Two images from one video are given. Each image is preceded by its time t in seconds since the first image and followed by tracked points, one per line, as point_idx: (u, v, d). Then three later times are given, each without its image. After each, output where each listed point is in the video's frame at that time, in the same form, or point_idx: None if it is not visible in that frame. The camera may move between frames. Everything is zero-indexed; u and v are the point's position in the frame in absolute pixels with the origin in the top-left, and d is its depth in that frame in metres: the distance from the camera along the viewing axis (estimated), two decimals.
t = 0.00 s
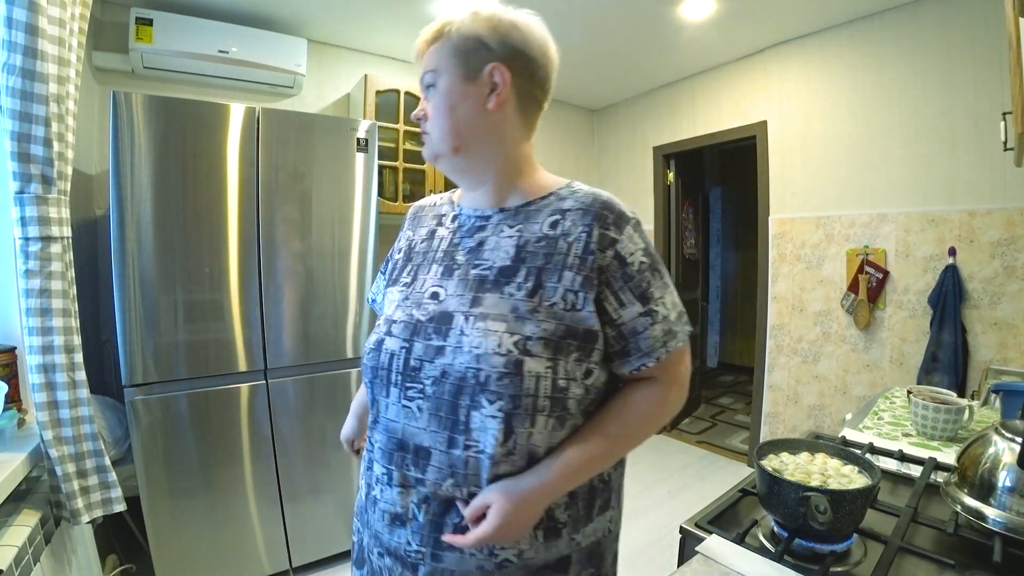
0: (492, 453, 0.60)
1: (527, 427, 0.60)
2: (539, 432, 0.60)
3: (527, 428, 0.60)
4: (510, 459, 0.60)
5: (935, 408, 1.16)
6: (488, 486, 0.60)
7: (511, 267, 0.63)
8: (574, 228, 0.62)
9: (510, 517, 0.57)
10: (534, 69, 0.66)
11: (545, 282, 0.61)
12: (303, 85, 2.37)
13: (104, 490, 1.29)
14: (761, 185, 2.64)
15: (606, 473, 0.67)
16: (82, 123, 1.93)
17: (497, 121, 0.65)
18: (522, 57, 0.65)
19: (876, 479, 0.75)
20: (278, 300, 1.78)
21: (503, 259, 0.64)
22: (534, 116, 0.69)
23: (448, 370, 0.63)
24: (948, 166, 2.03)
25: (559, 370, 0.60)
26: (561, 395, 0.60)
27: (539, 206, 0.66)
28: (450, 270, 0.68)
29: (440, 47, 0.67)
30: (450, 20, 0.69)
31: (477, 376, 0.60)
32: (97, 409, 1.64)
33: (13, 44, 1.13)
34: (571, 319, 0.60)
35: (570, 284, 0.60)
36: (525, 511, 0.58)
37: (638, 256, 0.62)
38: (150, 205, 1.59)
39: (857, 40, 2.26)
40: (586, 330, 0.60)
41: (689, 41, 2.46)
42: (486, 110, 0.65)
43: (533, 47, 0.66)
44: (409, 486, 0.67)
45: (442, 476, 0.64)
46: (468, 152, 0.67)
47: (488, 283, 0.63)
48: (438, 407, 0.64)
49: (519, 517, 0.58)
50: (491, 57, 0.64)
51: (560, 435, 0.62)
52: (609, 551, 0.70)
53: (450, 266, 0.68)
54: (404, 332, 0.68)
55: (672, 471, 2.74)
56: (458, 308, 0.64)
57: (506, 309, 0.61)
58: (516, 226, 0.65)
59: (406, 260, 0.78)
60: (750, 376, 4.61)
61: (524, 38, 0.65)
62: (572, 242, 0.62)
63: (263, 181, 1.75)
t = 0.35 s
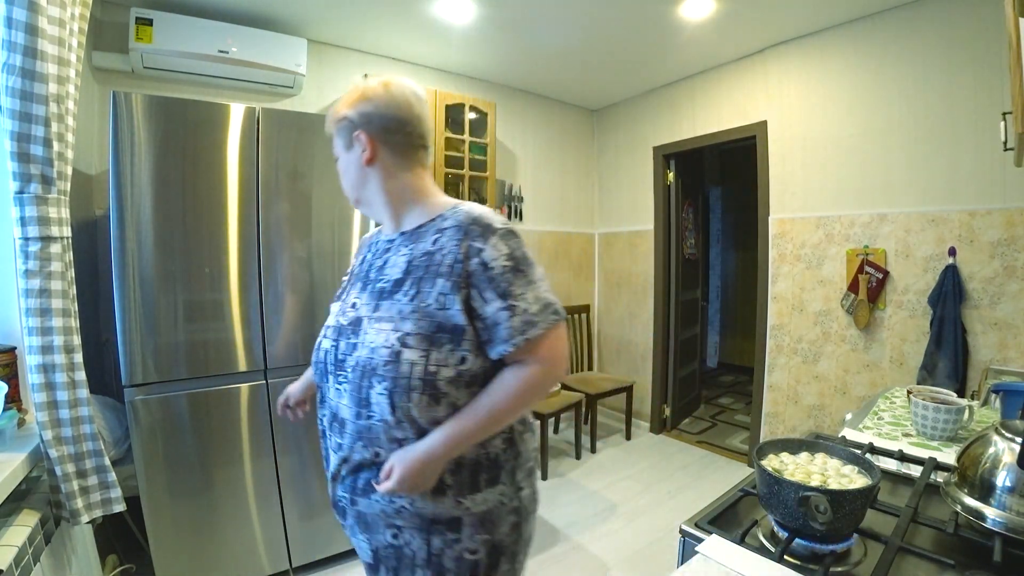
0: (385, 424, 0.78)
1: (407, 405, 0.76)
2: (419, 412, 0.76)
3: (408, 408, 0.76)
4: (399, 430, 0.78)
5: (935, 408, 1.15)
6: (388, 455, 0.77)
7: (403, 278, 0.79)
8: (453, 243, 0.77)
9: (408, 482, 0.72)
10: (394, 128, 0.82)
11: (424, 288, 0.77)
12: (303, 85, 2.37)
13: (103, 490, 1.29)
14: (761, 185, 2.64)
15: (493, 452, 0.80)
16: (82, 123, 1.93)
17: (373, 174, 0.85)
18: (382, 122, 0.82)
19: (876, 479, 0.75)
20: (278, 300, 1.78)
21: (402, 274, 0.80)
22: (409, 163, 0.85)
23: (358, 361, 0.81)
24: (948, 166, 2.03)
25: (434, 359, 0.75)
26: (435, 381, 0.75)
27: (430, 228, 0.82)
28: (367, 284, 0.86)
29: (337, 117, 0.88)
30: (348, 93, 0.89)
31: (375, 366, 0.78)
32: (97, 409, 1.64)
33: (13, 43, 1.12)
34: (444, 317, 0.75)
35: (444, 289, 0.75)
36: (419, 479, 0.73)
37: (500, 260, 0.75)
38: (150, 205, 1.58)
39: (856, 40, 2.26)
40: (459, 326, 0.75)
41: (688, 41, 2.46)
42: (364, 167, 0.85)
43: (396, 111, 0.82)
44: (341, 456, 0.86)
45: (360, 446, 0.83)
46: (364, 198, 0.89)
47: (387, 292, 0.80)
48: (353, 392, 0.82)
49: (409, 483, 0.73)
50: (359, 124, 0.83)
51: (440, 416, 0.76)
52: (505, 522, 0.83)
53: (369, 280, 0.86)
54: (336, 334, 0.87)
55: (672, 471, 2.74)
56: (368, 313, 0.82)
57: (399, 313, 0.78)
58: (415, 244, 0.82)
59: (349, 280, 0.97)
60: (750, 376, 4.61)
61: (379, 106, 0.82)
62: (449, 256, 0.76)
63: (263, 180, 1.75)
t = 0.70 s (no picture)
0: (335, 387, 1.00)
1: (345, 366, 0.95)
2: (356, 373, 0.96)
3: (349, 371, 0.96)
4: (347, 392, 0.98)
5: (935, 408, 1.15)
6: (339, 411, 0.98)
7: (339, 267, 1.00)
8: (372, 230, 0.96)
9: (350, 432, 0.92)
10: (327, 163, 1.02)
11: (351, 272, 0.96)
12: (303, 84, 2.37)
13: (103, 490, 1.29)
14: (761, 185, 2.64)
15: (434, 412, 0.95)
16: (82, 123, 1.93)
17: (320, 194, 1.05)
18: (319, 153, 1.01)
19: (876, 479, 0.75)
20: (278, 300, 1.79)
21: (341, 265, 1.00)
22: (346, 183, 1.05)
23: (312, 339, 1.02)
24: (947, 166, 2.03)
25: (361, 327, 0.94)
26: (363, 345, 0.94)
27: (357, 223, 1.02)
28: (323, 279, 1.06)
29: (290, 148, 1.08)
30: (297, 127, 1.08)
31: (319, 340, 0.99)
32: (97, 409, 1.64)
33: (13, 44, 1.12)
34: (367, 292, 0.94)
35: (365, 269, 0.95)
36: (361, 429, 0.92)
37: (403, 236, 0.94)
38: (149, 204, 1.58)
39: (856, 40, 2.26)
40: (380, 297, 0.94)
41: (688, 41, 2.46)
42: (312, 189, 1.05)
43: (331, 143, 1.01)
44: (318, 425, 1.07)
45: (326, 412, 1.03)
46: (317, 213, 1.10)
47: (329, 280, 1.01)
48: (314, 367, 1.03)
49: (352, 431, 0.92)
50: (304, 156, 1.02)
51: (374, 374, 0.96)
52: (448, 481, 0.97)
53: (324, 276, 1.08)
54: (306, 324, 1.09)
55: (672, 471, 2.74)
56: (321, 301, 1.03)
57: (334, 294, 0.98)
58: (347, 239, 1.02)
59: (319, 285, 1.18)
60: (750, 376, 4.62)
61: (313, 145, 1.01)
62: (371, 243, 0.95)
63: (263, 180, 1.75)
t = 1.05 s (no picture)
0: (319, 374, 1.01)
1: (329, 352, 0.97)
2: (340, 360, 0.97)
3: (332, 358, 0.97)
4: (330, 379, 1.00)
5: (935, 408, 1.16)
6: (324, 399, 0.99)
7: (326, 260, 1.03)
8: (356, 223, 0.99)
9: (333, 417, 0.93)
10: (357, 158, 1.09)
11: (337, 263, 0.99)
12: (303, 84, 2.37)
13: (104, 490, 1.28)
14: (761, 185, 2.64)
15: (413, 401, 0.95)
16: (82, 123, 1.93)
17: (342, 189, 1.08)
18: (352, 152, 1.08)
19: (876, 479, 0.76)
20: (277, 300, 1.78)
21: (329, 258, 1.02)
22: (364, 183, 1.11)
23: (301, 328, 1.04)
24: (947, 166, 2.04)
25: (344, 314, 0.96)
26: (345, 331, 0.96)
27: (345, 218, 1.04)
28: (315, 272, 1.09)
29: (303, 141, 1.07)
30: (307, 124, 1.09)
31: (306, 329, 1.01)
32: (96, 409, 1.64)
33: (13, 44, 1.13)
34: (350, 281, 0.96)
35: (348, 259, 0.96)
36: (344, 415, 0.93)
37: (385, 227, 0.95)
38: (149, 204, 1.58)
39: (856, 40, 2.26)
40: (362, 286, 0.95)
41: (688, 41, 2.46)
42: (335, 183, 1.07)
43: (362, 144, 1.09)
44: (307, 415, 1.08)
45: (312, 401, 1.04)
46: (325, 207, 1.09)
47: (320, 272, 1.04)
48: (302, 356, 1.05)
49: (335, 416, 0.93)
50: (338, 150, 1.06)
51: (356, 361, 0.97)
52: (432, 469, 0.97)
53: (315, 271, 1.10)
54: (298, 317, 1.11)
55: (672, 471, 2.74)
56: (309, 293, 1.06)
57: (322, 285, 1.00)
58: (336, 234, 1.05)
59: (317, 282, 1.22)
60: (750, 376, 4.62)
61: (348, 139, 1.07)
62: (353, 234, 0.97)
63: (263, 180, 1.75)
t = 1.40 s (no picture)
0: (329, 372, 1.00)
1: (341, 351, 0.96)
2: (352, 360, 0.96)
3: (344, 357, 0.96)
4: (339, 377, 0.99)
5: (935, 408, 1.16)
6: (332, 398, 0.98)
7: (338, 260, 1.02)
8: (372, 225, 0.99)
9: (343, 416, 0.93)
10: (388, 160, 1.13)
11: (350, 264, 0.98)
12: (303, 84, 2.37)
13: (104, 490, 1.28)
14: (761, 185, 2.64)
15: (421, 400, 0.95)
16: (82, 124, 1.93)
17: (370, 188, 1.10)
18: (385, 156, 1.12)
19: (875, 479, 0.76)
20: (278, 302, 1.78)
21: (341, 258, 1.02)
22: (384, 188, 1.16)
23: (309, 326, 1.03)
24: (947, 166, 2.04)
25: (359, 315, 0.96)
26: (358, 332, 0.95)
27: (360, 220, 1.04)
28: (323, 272, 1.08)
29: (340, 131, 1.07)
30: (343, 116, 1.09)
31: (317, 327, 1.00)
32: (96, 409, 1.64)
33: (13, 43, 1.13)
34: (364, 282, 0.96)
35: (363, 260, 0.96)
36: (355, 414, 0.92)
37: (402, 231, 0.96)
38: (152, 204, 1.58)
39: (857, 40, 2.26)
40: (378, 288, 0.96)
41: (688, 41, 2.46)
42: (364, 180, 1.09)
43: (393, 151, 1.15)
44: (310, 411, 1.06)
45: (319, 398, 1.03)
46: (349, 199, 1.08)
47: (331, 272, 1.03)
48: (309, 354, 1.04)
49: (345, 416, 0.93)
50: (375, 150, 1.10)
51: (367, 362, 0.96)
52: (438, 468, 0.97)
53: (324, 270, 1.09)
54: (303, 315, 1.10)
55: (671, 471, 2.74)
56: (318, 291, 1.05)
57: (334, 284, 1.00)
58: (349, 234, 1.05)
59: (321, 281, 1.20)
60: (750, 376, 4.62)
61: (384, 141, 1.12)
62: (370, 236, 0.97)
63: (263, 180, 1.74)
